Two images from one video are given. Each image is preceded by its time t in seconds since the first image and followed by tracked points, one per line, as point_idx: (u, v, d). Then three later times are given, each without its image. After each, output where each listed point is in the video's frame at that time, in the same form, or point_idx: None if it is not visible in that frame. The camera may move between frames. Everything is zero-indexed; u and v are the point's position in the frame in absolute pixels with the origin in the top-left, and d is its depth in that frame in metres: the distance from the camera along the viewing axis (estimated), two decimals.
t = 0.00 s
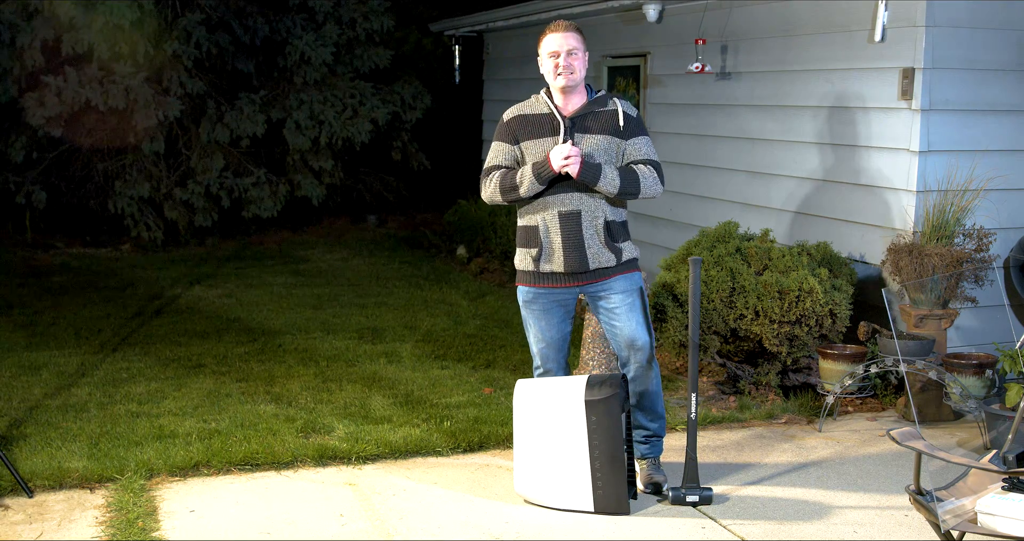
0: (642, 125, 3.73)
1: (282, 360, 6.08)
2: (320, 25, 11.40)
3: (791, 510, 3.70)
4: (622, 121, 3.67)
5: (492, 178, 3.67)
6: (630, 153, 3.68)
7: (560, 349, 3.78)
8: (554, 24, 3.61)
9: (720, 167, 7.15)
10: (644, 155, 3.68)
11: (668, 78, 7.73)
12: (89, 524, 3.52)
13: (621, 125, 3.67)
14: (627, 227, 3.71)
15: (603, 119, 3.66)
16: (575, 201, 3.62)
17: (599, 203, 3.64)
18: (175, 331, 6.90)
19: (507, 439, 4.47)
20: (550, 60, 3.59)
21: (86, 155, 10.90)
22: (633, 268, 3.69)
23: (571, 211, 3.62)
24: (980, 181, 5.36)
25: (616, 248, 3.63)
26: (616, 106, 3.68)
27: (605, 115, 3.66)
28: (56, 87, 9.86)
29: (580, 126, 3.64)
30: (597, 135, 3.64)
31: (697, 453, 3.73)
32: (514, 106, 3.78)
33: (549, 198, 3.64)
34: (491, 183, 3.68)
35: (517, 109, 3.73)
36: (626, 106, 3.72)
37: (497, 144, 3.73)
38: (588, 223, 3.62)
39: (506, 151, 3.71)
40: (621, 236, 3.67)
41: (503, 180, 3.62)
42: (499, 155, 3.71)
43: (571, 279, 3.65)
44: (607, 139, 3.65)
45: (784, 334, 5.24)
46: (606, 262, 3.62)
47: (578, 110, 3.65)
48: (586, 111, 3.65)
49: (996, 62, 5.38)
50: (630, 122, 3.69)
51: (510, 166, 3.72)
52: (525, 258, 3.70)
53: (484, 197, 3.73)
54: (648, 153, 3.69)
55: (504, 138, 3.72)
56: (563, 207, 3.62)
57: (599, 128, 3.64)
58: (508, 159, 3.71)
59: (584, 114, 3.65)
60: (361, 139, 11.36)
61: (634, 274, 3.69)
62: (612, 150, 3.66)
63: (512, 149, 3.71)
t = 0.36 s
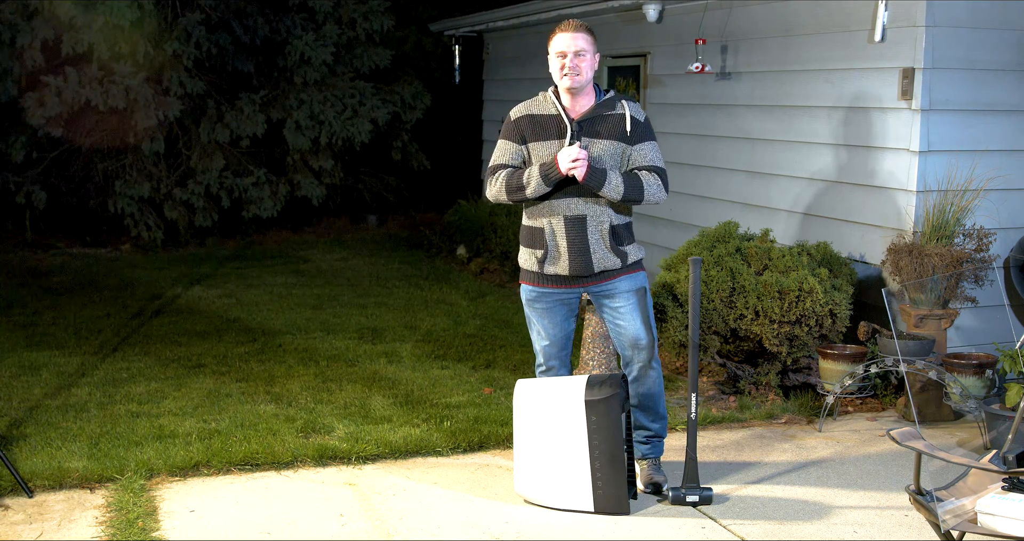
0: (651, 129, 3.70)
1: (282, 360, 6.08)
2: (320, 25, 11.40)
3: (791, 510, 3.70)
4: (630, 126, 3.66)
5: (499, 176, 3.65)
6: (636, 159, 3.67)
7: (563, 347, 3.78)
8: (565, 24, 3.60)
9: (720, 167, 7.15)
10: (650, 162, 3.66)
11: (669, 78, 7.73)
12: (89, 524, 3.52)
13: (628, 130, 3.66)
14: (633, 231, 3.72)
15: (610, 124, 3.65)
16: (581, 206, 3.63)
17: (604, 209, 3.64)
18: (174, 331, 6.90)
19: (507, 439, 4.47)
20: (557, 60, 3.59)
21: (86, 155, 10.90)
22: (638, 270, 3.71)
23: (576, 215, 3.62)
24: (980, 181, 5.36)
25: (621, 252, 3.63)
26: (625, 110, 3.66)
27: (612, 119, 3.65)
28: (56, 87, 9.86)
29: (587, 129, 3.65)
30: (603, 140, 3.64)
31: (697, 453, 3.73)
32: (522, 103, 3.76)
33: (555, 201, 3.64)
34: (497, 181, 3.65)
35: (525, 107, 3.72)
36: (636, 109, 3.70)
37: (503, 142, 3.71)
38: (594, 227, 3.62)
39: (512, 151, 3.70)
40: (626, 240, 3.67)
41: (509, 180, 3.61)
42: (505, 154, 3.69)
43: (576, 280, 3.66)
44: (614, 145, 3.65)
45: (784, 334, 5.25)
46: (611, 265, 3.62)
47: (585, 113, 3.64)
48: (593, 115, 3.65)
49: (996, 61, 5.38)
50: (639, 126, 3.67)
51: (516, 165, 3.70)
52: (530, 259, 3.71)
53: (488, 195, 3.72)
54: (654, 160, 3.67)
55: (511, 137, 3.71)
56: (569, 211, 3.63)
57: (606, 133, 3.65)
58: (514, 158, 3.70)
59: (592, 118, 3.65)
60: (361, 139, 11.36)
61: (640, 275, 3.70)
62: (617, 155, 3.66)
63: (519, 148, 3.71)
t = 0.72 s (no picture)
0: (654, 129, 3.72)
1: (282, 360, 6.08)
2: (320, 25, 11.40)
3: (791, 510, 3.70)
4: (634, 125, 3.67)
5: (503, 176, 3.64)
6: (640, 159, 3.68)
7: (565, 349, 3.78)
8: (573, 23, 3.59)
9: (721, 167, 7.15)
10: (653, 161, 3.67)
11: (669, 78, 7.73)
12: (89, 524, 3.52)
13: (632, 130, 3.67)
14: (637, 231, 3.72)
15: (614, 123, 3.66)
16: (586, 206, 3.62)
17: (608, 209, 3.64)
18: (174, 331, 6.90)
19: (507, 439, 4.47)
20: (564, 58, 3.58)
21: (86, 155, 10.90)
22: (642, 271, 3.71)
23: (581, 215, 3.62)
24: (980, 181, 5.36)
25: (625, 252, 3.64)
26: (629, 109, 3.68)
27: (617, 119, 3.67)
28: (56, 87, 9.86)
29: (591, 129, 3.65)
30: (607, 139, 3.65)
31: (697, 453, 3.73)
32: (526, 102, 3.76)
33: (560, 200, 3.64)
34: (502, 181, 3.65)
35: (530, 106, 3.72)
36: (640, 109, 3.72)
37: (507, 142, 3.71)
38: (598, 227, 3.62)
39: (516, 150, 3.69)
40: (631, 240, 3.67)
41: (514, 179, 3.60)
42: (509, 153, 3.69)
43: (580, 281, 3.66)
44: (618, 144, 3.65)
45: (784, 334, 5.25)
46: (615, 266, 3.62)
47: (589, 113, 3.65)
48: (598, 114, 3.66)
49: (996, 62, 5.38)
50: (642, 126, 3.68)
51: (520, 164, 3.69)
52: (534, 259, 3.71)
53: (494, 195, 3.72)
54: (657, 159, 3.67)
55: (515, 137, 3.70)
56: (574, 211, 3.62)
57: (611, 133, 3.66)
58: (519, 157, 3.69)
59: (596, 117, 3.66)
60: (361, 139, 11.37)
61: (644, 276, 3.70)
62: (621, 155, 3.67)
63: (523, 147, 3.70)
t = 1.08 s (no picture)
0: (655, 127, 3.73)
1: (282, 360, 6.08)
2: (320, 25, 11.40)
3: (791, 510, 3.70)
4: (635, 123, 3.69)
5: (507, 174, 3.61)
6: (642, 156, 3.68)
7: (568, 352, 3.77)
8: (574, 23, 3.60)
9: (720, 167, 7.15)
10: (654, 157, 3.67)
11: (669, 78, 7.73)
12: (89, 524, 3.52)
13: (632, 127, 3.69)
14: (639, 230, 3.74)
15: (614, 121, 3.68)
16: (590, 203, 3.64)
17: (612, 206, 3.65)
18: (174, 331, 6.90)
19: (507, 439, 4.47)
20: (566, 58, 3.58)
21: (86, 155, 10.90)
22: (646, 271, 3.71)
23: (585, 212, 3.63)
24: (980, 181, 5.37)
25: (630, 250, 3.64)
26: (629, 108, 3.70)
27: (618, 117, 3.68)
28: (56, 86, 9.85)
29: (593, 127, 3.66)
30: (608, 137, 3.66)
31: (697, 452, 3.73)
32: (526, 105, 3.76)
33: (563, 199, 3.65)
34: (505, 180, 3.61)
35: (531, 108, 3.72)
36: (640, 109, 3.74)
37: (510, 142, 3.69)
38: (603, 225, 3.63)
39: (519, 150, 3.67)
40: (634, 238, 3.69)
41: (519, 177, 3.57)
42: (512, 152, 3.66)
43: (585, 281, 3.66)
44: (618, 141, 3.67)
45: (784, 334, 5.25)
46: (621, 265, 3.63)
47: (591, 112, 3.65)
48: (600, 112, 3.66)
49: (995, 61, 5.38)
50: (643, 123, 3.70)
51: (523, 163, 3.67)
52: (538, 261, 3.69)
53: (495, 195, 3.68)
54: (658, 156, 3.68)
55: (517, 137, 3.69)
56: (578, 208, 3.63)
57: (612, 131, 3.67)
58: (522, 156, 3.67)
59: (598, 116, 3.66)
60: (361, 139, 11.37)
61: (648, 277, 3.70)
62: (623, 152, 3.68)
63: (526, 147, 3.68)
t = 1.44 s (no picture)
0: (655, 126, 3.73)
1: (282, 360, 6.08)
2: (320, 24, 11.40)
3: (791, 510, 3.70)
4: (635, 122, 3.69)
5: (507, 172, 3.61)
6: (641, 155, 3.68)
7: (568, 352, 3.77)
8: (575, 22, 3.59)
9: (720, 167, 7.15)
10: (653, 156, 3.67)
11: (669, 78, 7.73)
12: (89, 524, 3.52)
13: (632, 126, 3.68)
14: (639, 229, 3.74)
15: (615, 120, 3.67)
16: (589, 202, 3.64)
17: (611, 205, 3.65)
18: (174, 331, 6.90)
19: (507, 439, 4.47)
20: (567, 57, 3.58)
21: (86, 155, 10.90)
22: (646, 271, 3.71)
23: (585, 211, 3.64)
24: (980, 181, 5.37)
25: (630, 250, 3.64)
26: (630, 108, 3.70)
27: (618, 116, 3.68)
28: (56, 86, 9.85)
29: (594, 127, 3.65)
30: (609, 135, 3.66)
31: (697, 452, 3.73)
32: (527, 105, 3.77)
33: (563, 197, 3.65)
34: (506, 177, 3.61)
35: (533, 107, 3.72)
36: (640, 108, 3.74)
37: (511, 141, 3.70)
38: (603, 224, 3.64)
39: (519, 149, 3.68)
40: (634, 237, 3.69)
41: (519, 174, 3.56)
42: (512, 152, 3.67)
43: (585, 281, 3.66)
44: (618, 140, 3.67)
45: (784, 334, 5.26)
46: (621, 264, 3.63)
47: (591, 112, 3.66)
48: (600, 112, 3.66)
49: (995, 61, 5.38)
50: (643, 123, 3.70)
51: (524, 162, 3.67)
52: (539, 260, 3.69)
53: (497, 194, 3.67)
54: (658, 155, 3.68)
55: (518, 137, 3.69)
56: (578, 207, 3.64)
57: (612, 130, 3.67)
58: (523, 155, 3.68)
59: (598, 115, 3.66)
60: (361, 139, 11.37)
61: (649, 276, 3.70)
62: (623, 151, 3.67)
63: (526, 146, 3.69)
